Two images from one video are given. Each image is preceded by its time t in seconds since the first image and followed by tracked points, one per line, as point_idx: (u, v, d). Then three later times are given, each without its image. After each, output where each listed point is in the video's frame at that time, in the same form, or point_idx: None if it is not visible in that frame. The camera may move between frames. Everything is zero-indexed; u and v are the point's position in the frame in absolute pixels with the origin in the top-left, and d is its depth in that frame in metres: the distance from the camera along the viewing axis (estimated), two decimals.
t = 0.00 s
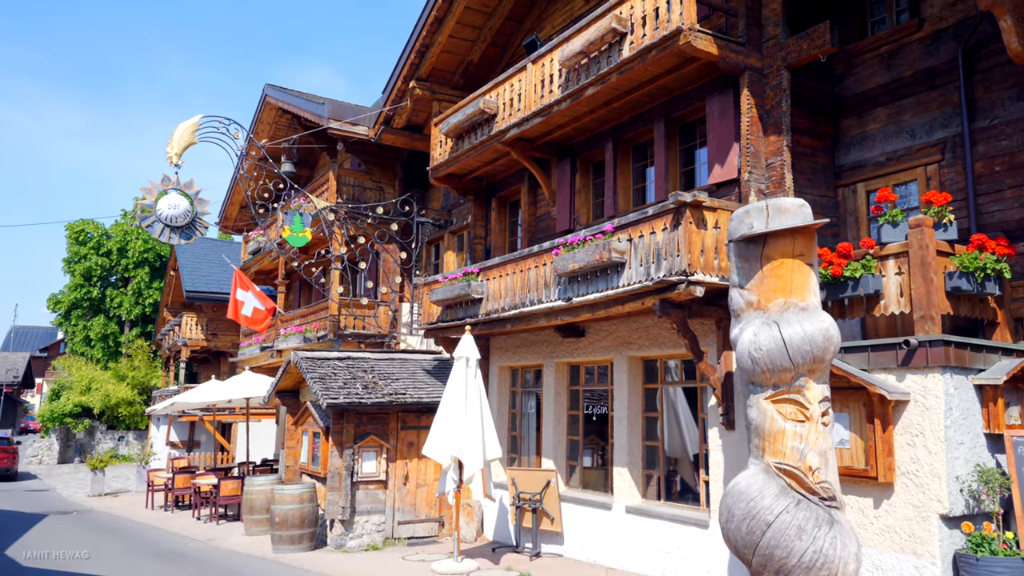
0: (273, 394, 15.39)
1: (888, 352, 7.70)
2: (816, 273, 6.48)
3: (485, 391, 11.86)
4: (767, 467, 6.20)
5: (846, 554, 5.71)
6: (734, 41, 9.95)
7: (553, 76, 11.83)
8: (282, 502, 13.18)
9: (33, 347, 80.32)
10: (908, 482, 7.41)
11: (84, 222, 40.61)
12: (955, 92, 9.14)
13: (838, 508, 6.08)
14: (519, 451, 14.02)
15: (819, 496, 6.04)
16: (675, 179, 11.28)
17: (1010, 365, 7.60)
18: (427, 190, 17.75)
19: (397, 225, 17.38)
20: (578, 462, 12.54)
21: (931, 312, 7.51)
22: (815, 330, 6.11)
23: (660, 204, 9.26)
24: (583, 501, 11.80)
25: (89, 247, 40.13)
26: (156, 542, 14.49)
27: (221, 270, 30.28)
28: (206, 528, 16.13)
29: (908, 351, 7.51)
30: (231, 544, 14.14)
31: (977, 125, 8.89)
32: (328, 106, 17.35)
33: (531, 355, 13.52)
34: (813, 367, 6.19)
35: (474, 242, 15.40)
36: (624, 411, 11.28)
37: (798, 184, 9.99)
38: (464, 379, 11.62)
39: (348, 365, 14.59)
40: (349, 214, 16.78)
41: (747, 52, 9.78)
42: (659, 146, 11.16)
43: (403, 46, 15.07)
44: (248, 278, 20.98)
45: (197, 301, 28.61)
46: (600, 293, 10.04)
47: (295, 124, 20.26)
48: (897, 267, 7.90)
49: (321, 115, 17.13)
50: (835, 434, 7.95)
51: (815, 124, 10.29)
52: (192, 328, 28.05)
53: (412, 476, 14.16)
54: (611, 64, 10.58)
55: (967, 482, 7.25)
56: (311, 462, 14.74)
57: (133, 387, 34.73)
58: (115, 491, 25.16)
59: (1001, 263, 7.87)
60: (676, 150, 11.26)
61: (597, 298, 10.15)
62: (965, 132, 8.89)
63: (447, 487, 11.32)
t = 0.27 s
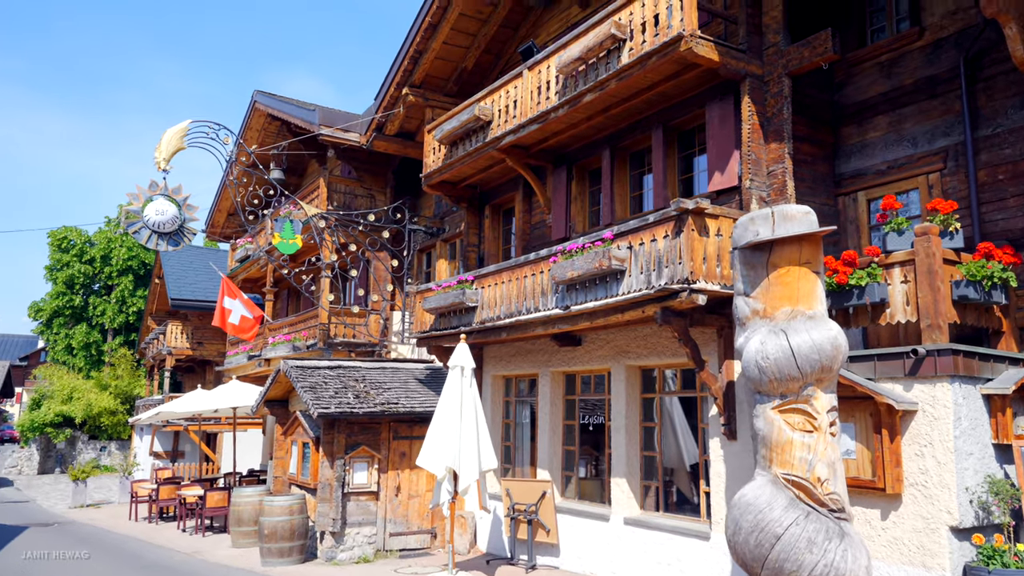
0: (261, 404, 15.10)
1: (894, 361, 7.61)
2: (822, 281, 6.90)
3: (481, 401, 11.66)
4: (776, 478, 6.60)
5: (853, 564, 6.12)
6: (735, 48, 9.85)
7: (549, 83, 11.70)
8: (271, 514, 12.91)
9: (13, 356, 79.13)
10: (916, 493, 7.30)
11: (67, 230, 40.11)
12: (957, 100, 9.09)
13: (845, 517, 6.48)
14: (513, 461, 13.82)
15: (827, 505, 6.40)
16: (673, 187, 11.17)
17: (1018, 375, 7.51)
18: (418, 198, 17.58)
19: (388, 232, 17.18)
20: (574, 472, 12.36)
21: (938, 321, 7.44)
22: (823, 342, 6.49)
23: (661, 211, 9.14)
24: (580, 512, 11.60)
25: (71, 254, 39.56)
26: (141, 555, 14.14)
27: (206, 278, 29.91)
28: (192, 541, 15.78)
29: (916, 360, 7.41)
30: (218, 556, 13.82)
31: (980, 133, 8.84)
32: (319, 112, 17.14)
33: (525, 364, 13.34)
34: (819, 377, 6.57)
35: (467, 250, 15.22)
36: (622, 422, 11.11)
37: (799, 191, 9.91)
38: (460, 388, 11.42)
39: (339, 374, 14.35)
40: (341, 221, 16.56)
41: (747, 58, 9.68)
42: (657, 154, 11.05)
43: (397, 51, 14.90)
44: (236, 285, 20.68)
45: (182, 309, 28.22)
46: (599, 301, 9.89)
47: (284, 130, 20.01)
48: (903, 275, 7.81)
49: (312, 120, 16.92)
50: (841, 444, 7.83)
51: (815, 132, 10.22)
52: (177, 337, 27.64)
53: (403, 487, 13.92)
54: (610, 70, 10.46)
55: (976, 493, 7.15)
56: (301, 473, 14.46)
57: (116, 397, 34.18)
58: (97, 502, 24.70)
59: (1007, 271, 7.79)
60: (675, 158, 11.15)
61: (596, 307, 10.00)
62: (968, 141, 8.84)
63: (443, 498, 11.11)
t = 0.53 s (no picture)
0: (256, 404, 14.86)
1: (909, 359, 7.48)
2: (837, 280, 6.52)
3: (482, 400, 11.49)
4: (790, 477, 6.31)
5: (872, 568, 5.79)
6: (743, 42, 9.72)
7: (552, 77, 11.54)
8: (267, 515, 12.70)
9: None
10: (932, 493, 7.18)
11: (56, 228, 39.70)
12: (968, 96, 8.99)
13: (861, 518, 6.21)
14: (512, 461, 13.65)
15: (842, 506, 6.14)
16: (678, 183, 11.03)
17: None
18: (415, 195, 17.39)
19: (385, 229, 16.98)
20: (575, 472, 12.21)
21: (954, 318, 7.30)
22: (839, 338, 6.20)
23: (669, 206, 8.99)
24: (582, 513, 11.45)
25: (59, 252, 39.12)
26: (133, 557, 13.88)
27: (198, 276, 29.60)
28: (184, 542, 15.53)
29: (931, 357, 7.29)
30: (213, 558, 13.59)
31: (991, 129, 8.74)
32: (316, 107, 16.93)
33: (526, 363, 13.17)
34: (835, 376, 6.27)
35: (465, 248, 15.04)
36: (626, 421, 10.96)
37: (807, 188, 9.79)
38: (461, 387, 11.24)
39: (335, 372, 14.14)
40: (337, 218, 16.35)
41: (756, 53, 9.55)
42: (662, 150, 10.91)
43: (395, 46, 14.71)
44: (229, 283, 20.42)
45: (173, 308, 27.90)
46: (604, 298, 9.73)
47: (279, 126, 19.77)
48: (917, 271, 7.69)
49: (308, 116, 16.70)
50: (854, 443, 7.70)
51: (822, 128, 10.11)
52: (168, 336, 27.32)
53: (401, 488, 13.73)
54: (615, 64, 10.31)
55: (993, 493, 7.04)
56: (296, 473, 14.25)
57: (104, 397, 33.77)
58: (86, 503, 24.37)
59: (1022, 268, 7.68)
60: (679, 154, 11.02)
61: (601, 304, 9.84)
62: (979, 137, 8.74)
63: (444, 499, 10.93)
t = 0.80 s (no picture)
0: (255, 405, 14.63)
1: (931, 359, 7.34)
2: (857, 275, 6.20)
3: (488, 400, 11.30)
4: (812, 481, 5.92)
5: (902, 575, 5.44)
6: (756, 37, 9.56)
7: (559, 73, 11.38)
8: (268, 518, 12.48)
9: None
10: (955, 496, 7.03)
11: (48, 227, 39.37)
12: (985, 92, 8.84)
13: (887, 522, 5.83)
14: (516, 463, 13.45)
15: (867, 510, 5.76)
16: (688, 181, 10.87)
17: None
18: (416, 193, 17.20)
19: (386, 228, 16.78)
20: (581, 475, 12.03)
21: (977, 317, 7.14)
22: (862, 337, 5.80)
23: (682, 204, 8.82)
24: (590, 516, 11.27)
25: (52, 251, 38.76)
26: (130, 560, 13.63)
27: (193, 276, 29.31)
28: (181, 545, 15.28)
29: (954, 358, 7.14)
30: (211, 562, 13.36)
31: (1010, 126, 8.59)
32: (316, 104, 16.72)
33: (531, 363, 12.99)
34: (859, 376, 5.87)
35: (468, 247, 14.84)
36: (635, 423, 10.79)
37: (820, 185, 9.64)
38: (466, 388, 11.05)
39: (336, 373, 13.93)
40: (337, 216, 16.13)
41: (769, 48, 9.39)
42: (672, 147, 10.75)
43: (397, 42, 14.51)
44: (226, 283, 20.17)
45: (168, 308, 27.62)
46: (615, 297, 9.56)
47: (277, 124, 19.54)
48: (938, 270, 7.53)
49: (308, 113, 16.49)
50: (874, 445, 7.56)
51: (836, 125, 9.96)
52: (163, 336, 27.01)
53: (404, 490, 13.52)
54: (625, 60, 10.14)
55: (1017, 496, 6.90)
56: (296, 475, 14.02)
57: (97, 397, 33.40)
58: (80, 505, 24.06)
59: None
60: (689, 151, 10.86)
61: (611, 303, 9.67)
62: (997, 134, 8.59)
63: (450, 502, 10.73)
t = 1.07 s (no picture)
0: (256, 405, 14.43)
1: (955, 358, 7.19)
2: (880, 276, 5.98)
3: (496, 401, 11.11)
4: (835, 484, 5.65)
5: None
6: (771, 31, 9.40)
7: (568, 69, 11.21)
8: (271, 521, 12.28)
9: None
10: (981, 498, 6.87)
11: (44, 226, 39.14)
12: (1004, 87, 8.69)
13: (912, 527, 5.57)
14: (522, 465, 13.27)
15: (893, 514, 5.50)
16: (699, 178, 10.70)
17: None
18: (419, 192, 17.02)
19: (389, 227, 16.60)
20: (590, 476, 11.85)
21: (1003, 316, 6.98)
22: (887, 336, 5.56)
23: (697, 200, 8.66)
24: (599, 518, 11.09)
25: (48, 251, 38.49)
26: (130, 563, 13.41)
27: (191, 275, 29.08)
28: (181, 548, 15.06)
29: (980, 357, 6.99)
30: (212, 565, 13.14)
31: None
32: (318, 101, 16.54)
33: (538, 363, 12.82)
34: (884, 376, 5.63)
35: (473, 246, 14.66)
36: (646, 423, 10.61)
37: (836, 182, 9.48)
38: (474, 388, 10.86)
39: (340, 373, 13.74)
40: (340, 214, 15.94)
41: (785, 42, 9.24)
42: (683, 144, 10.58)
43: (402, 38, 14.34)
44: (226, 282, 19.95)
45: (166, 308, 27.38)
46: (628, 296, 9.39)
47: (278, 121, 19.34)
48: (961, 267, 7.38)
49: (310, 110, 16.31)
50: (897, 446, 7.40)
51: (851, 121, 9.80)
52: (161, 336, 26.75)
53: (408, 492, 13.33)
54: (637, 54, 9.97)
55: None
56: (299, 477, 13.82)
57: (94, 398, 33.11)
58: (77, 507, 23.79)
59: None
60: (700, 148, 10.69)
61: (624, 302, 9.50)
62: (1018, 129, 8.44)
63: (457, 504, 10.53)
